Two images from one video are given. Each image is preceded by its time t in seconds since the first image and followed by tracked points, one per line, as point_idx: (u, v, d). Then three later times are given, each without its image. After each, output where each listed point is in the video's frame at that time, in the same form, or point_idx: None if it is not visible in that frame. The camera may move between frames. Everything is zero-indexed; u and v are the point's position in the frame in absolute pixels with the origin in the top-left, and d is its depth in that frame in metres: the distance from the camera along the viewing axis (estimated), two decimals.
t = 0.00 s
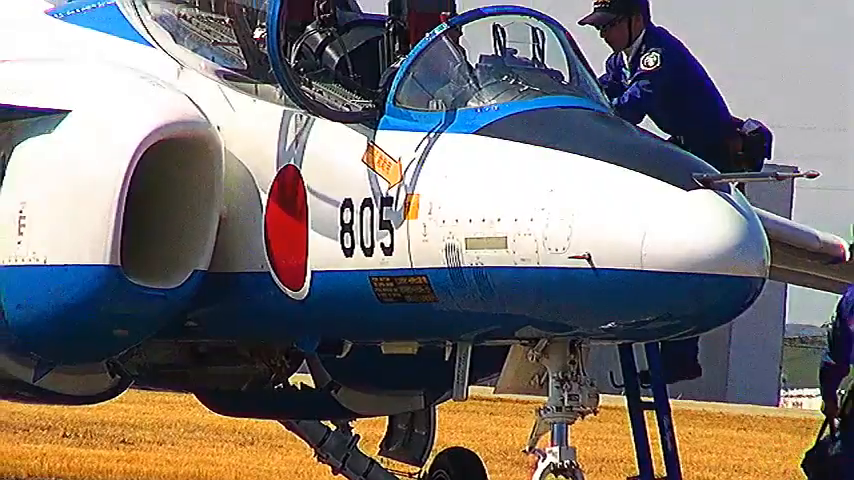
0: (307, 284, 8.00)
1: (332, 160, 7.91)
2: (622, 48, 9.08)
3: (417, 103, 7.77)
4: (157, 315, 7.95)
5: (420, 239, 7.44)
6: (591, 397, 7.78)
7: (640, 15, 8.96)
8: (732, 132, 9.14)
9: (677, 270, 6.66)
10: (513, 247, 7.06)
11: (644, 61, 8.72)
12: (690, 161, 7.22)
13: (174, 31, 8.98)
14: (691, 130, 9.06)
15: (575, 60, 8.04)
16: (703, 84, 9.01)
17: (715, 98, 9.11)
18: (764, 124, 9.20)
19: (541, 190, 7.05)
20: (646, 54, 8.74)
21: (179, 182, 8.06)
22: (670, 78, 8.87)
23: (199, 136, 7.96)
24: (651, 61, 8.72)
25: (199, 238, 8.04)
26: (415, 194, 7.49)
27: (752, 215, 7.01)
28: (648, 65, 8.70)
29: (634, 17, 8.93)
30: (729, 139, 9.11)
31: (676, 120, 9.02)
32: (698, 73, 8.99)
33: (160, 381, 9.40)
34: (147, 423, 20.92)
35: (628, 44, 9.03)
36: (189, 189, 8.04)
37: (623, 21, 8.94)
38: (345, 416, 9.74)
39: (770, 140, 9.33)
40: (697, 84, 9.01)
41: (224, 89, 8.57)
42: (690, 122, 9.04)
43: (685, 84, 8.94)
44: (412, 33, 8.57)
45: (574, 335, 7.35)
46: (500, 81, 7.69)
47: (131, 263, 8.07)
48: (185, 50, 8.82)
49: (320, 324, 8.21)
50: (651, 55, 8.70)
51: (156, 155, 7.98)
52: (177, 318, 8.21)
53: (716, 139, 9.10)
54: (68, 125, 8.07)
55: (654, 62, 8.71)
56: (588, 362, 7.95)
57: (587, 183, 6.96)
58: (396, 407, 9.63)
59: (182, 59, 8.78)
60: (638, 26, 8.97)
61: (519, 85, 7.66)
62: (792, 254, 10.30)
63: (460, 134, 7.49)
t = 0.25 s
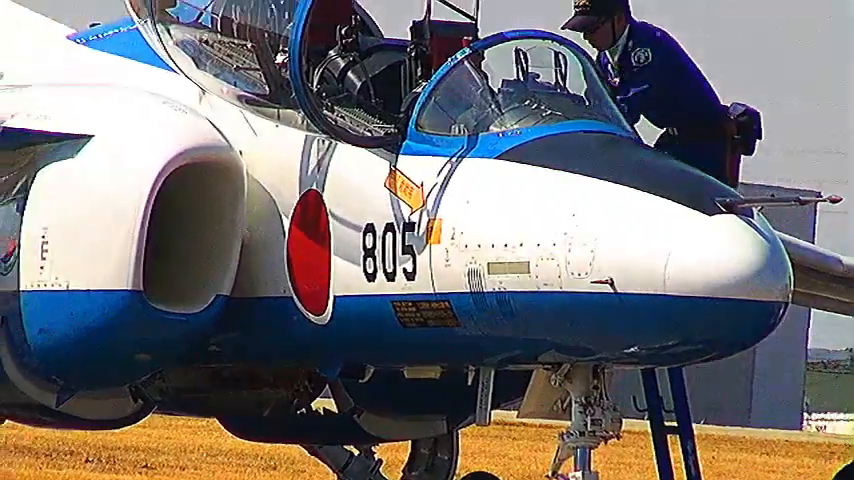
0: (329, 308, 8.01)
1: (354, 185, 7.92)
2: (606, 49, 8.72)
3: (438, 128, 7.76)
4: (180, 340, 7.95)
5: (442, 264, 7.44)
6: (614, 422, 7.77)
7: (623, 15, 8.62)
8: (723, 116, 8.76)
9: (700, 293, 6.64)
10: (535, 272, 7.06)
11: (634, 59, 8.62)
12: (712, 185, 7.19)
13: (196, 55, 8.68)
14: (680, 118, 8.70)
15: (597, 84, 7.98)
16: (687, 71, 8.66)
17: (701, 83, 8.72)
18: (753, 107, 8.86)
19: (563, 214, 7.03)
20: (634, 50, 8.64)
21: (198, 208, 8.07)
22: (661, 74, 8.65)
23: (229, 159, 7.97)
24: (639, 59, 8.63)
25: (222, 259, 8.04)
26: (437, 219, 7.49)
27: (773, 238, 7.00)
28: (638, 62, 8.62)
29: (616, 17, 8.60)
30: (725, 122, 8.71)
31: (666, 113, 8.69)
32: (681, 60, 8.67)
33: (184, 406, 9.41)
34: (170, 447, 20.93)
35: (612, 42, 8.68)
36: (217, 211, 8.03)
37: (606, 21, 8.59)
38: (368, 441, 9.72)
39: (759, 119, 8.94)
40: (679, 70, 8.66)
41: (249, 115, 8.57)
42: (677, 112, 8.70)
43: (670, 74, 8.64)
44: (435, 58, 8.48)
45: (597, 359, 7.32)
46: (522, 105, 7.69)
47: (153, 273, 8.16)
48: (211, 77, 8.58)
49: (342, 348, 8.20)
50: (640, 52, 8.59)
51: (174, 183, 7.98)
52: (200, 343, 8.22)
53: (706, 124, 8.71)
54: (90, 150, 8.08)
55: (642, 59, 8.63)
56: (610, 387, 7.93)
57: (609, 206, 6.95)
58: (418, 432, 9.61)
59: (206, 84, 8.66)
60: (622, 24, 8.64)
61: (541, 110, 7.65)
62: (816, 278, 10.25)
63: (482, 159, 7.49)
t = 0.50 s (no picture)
0: (351, 333, 8.00)
1: (377, 210, 7.92)
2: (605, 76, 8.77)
3: (461, 153, 7.75)
4: (202, 366, 7.94)
5: (464, 289, 7.41)
6: (636, 447, 7.72)
7: (609, 38, 8.71)
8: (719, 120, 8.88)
9: (723, 319, 6.59)
10: (558, 297, 7.03)
11: (635, 74, 8.81)
12: (735, 211, 7.15)
13: (218, 81, 8.65)
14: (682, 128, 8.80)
15: (619, 111, 7.94)
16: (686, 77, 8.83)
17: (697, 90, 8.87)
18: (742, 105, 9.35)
19: (587, 240, 7.00)
20: (635, 66, 8.82)
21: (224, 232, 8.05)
22: (666, 84, 8.78)
23: (255, 187, 7.97)
24: (642, 74, 8.81)
25: (242, 286, 8.03)
26: (459, 244, 7.47)
27: (794, 262, 6.95)
28: (642, 76, 8.80)
29: (604, 40, 8.68)
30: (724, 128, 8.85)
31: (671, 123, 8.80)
32: (679, 67, 8.84)
33: (207, 432, 9.41)
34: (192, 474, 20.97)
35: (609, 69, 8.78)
36: (238, 236, 8.02)
37: (597, 49, 8.68)
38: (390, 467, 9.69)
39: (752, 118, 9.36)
40: (678, 76, 8.82)
41: (270, 140, 8.57)
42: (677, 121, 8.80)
43: (671, 79, 8.79)
44: (456, 83, 8.46)
45: (620, 385, 7.29)
46: (544, 131, 7.67)
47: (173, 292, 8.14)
48: (232, 102, 8.57)
49: (364, 374, 8.18)
50: (641, 64, 8.78)
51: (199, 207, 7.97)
52: (223, 369, 8.21)
53: (708, 125, 8.80)
54: (112, 176, 8.09)
55: (645, 73, 8.80)
56: (632, 411, 7.88)
57: (632, 231, 6.91)
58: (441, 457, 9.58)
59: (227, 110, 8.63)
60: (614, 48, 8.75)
61: (563, 135, 7.63)
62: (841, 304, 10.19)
63: (504, 185, 7.47)
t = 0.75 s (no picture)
0: (373, 359, 7.99)
1: (399, 235, 7.93)
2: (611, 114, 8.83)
3: (482, 178, 7.75)
4: (225, 392, 7.94)
5: (486, 315, 7.40)
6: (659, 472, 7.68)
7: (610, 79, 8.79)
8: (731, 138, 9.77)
9: (745, 344, 6.54)
10: (579, 322, 7.01)
11: (650, 99, 9.54)
12: (757, 235, 7.12)
13: (240, 107, 8.68)
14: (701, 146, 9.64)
15: (641, 135, 7.95)
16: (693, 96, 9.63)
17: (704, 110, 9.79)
18: (751, 119, 9.86)
19: (609, 264, 6.98)
20: (649, 92, 9.57)
21: (248, 257, 8.09)
22: (679, 104, 9.60)
23: (278, 212, 8.01)
24: (656, 98, 9.54)
25: (266, 310, 8.05)
26: (481, 269, 7.48)
27: (817, 288, 6.91)
28: (655, 100, 9.54)
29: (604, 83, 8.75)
30: (738, 145, 9.81)
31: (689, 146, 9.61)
32: (683, 89, 9.65)
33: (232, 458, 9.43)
34: None
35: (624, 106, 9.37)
36: (261, 262, 8.04)
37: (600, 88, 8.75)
38: None
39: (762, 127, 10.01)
40: (684, 98, 9.65)
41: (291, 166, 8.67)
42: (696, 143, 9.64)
43: (680, 100, 9.60)
44: (478, 108, 8.46)
45: (643, 410, 7.26)
46: (566, 156, 7.67)
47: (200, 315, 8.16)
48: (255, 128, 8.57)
49: (387, 399, 8.18)
50: (654, 88, 9.53)
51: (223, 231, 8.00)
52: (245, 395, 8.21)
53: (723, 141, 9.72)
54: (134, 202, 8.09)
55: (659, 97, 9.54)
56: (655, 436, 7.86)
57: (654, 255, 6.89)
58: None
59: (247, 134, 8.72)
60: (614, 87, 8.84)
61: (586, 160, 7.63)
62: None
63: (526, 210, 7.46)
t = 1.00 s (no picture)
0: (380, 385, 7.99)
1: (405, 261, 7.94)
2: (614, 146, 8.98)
3: (489, 204, 7.76)
4: (232, 418, 7.95)
5: (493, 340, 7.41)
6: None
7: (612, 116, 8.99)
8: (734, 160, 10.46)
9: (752, 369, 6.54)
10: (586, 348, 7.02)
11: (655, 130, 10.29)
12: (764, 259, 7.12)
13: (247, 133, 8.68)
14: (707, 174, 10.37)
15: (646, 160, 7.98)
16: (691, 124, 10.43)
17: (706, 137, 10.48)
18: (750, 142, 10.45)
19: (616, 290, 6.99)
20: (653, 123, 10.29)
21: (253, 283, 8.11)
22: (682, 135, 10.36)
23: (284, 237, 8.04)
24: (659, 128, 10.29)
25: (272, 337, 8.07)
26: (487, 294, 7.48)
27: (823, 311, 6.91)
28: (659, 130, 10.30)
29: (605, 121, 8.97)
30: (742, 170, 10.43)
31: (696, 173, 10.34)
32: (682, 118, 10.43)
33: None
34: None
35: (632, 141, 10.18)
36: (267, 288, 8.07)
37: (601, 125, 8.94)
38: None
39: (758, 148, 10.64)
40: (685, 128, 10.37)
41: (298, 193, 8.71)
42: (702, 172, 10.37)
43: (681, 128, 10.36)
44: (485, 133, 8.46)
45: (650, 435, 7.26)
46: (572, 181, 7.69)
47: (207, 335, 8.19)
48: (261, 154, 8.58)
49: (394, 424, 8.18)
50: (658, 119, 10.26)
51: (229, 258, 8.02)
52: (252, 420, 8.22)
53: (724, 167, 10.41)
54: (140, 228, 8.10)
55: (662, 128, 10.30)
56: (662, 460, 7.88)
57: (660, 280, 6.90)
58: None
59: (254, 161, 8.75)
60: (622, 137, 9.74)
61: (592, 186, 7.64)
62: None
63: (533, 235, 7.47)
